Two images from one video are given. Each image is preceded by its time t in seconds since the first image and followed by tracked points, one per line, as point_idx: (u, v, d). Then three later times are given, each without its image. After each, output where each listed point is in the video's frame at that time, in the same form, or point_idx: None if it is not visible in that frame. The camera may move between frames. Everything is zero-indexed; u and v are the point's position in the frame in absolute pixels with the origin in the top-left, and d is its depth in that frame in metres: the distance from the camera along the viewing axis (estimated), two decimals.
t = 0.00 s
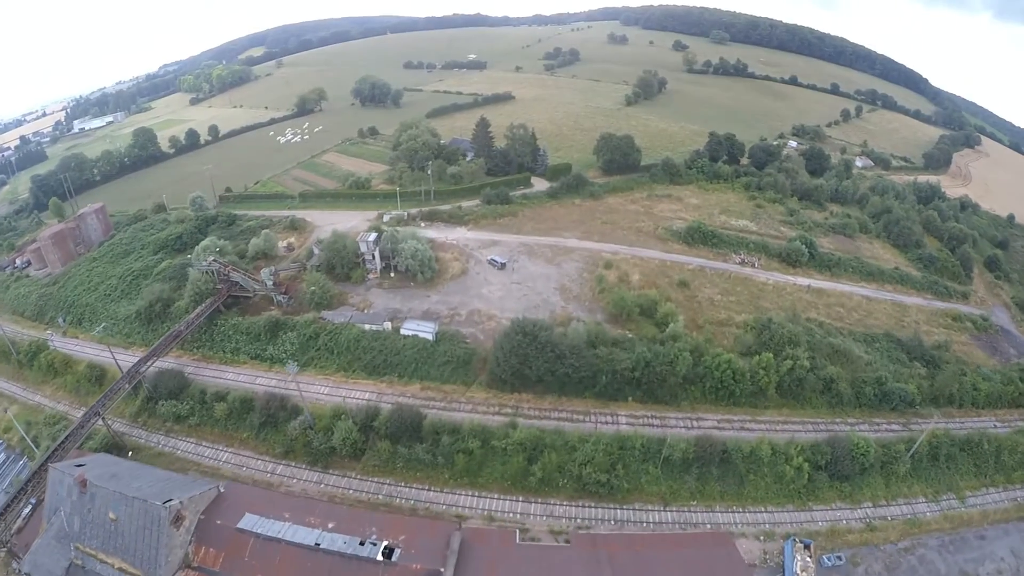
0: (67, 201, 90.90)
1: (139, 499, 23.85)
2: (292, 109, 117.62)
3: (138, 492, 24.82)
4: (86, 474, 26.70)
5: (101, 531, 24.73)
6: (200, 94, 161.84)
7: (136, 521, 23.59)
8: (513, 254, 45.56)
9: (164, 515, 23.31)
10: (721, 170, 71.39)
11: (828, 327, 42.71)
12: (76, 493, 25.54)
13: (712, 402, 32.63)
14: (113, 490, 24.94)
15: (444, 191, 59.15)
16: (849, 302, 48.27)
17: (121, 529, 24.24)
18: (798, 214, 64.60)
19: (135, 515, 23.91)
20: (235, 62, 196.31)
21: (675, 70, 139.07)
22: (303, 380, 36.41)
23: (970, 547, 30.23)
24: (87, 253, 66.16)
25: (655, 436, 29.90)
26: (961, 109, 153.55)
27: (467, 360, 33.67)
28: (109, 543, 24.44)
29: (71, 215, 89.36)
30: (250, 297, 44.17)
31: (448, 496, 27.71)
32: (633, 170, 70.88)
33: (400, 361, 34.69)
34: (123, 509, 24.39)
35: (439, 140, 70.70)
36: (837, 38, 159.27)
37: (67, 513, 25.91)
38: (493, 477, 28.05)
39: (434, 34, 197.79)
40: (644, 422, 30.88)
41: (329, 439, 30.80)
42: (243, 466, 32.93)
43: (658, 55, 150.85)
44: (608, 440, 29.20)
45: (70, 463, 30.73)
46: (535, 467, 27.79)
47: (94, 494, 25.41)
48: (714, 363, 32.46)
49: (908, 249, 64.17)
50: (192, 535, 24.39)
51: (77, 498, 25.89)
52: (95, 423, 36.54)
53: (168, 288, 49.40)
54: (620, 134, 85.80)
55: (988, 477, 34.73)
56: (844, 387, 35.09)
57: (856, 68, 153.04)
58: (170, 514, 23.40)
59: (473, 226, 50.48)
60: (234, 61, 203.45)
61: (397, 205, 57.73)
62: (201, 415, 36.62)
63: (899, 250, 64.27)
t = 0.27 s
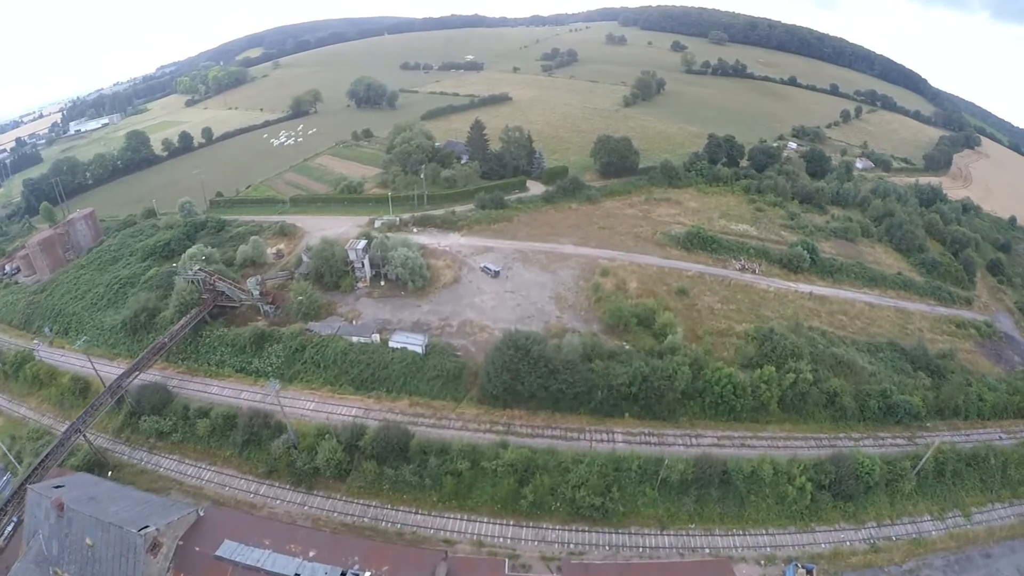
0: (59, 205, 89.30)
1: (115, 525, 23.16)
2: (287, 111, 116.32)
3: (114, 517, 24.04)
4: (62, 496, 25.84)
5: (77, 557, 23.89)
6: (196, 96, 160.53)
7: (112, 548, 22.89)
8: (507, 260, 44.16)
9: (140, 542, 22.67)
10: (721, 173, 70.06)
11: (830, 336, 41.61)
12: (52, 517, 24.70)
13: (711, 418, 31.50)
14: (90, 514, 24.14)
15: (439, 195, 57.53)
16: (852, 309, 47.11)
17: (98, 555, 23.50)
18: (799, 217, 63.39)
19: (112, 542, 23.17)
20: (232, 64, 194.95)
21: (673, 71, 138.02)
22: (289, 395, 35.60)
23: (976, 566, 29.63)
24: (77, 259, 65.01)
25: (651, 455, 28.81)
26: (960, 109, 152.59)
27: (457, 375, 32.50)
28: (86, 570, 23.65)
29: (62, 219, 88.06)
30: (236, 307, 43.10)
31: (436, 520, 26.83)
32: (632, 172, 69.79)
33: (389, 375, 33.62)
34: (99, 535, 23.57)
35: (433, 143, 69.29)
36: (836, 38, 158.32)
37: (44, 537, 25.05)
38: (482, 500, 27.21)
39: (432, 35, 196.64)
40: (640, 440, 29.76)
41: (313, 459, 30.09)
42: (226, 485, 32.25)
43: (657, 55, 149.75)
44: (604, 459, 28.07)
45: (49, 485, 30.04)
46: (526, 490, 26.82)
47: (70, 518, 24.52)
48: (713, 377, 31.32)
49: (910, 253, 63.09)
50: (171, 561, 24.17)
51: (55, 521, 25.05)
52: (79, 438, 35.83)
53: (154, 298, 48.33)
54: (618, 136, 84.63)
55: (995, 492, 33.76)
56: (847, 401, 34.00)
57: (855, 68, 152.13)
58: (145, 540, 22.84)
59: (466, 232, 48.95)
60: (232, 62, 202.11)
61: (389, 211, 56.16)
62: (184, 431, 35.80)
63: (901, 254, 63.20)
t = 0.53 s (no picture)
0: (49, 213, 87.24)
1: (91, 555, 24.29)
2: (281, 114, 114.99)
3: (92, 544, 25.14)
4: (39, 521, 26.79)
5: None
6: (190, 99, 159.13)
7: None
8: (500, 269, 42.91)
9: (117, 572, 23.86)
10: (718, 176, 69.00)
11: (832, 346, 40.52)
12: (30, 543, 25.80)
13: (710, 434, 30.39)
14: (66, 541, 25.14)
15: (431, 200, 56.32)
16: (854, 317, 45.96)
17: None
18: (799, 221, 62.34)
19: (88, 570, 24.29)
20: (227, 66, 193.54)
21: (670, 72, 137.06)
22: (275, 411, 34.45)
23: None
24: (65, 267, 63.52)
25: (648, 476, 27.75)
26: (957, 109, 152.00)
27: (447, 392, 31.40)
28: None
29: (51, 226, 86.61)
30: (222, 319, 41.88)
31: (423, 546, 25.93)
32: (628, 176, 68.70)
33: (376, 392, 32.48)
34: (76, 562, 24.64)
35: (427, 146, 68.10)
36: (833, 38, 157.61)
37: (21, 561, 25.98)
38: (471, 524, 26.27)
39: (427, 36, 195.48)
40: (637, 459, 28.64)
41: (296, 481, 29.09)
42: (207, 506, 31.19)
43: (653, 57, 148.73)
44: (598, 481, 27.00)
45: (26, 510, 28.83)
46: (517, 515, 25.80)
47: (48, 544, 25.55)
48: (713, 393, 30.18)
49: (911, 257, 62.09)
50: None
51: (31, 546, 26.01)
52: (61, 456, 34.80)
53: (139, 309, 47.12)
54: (615, 138, 83.59)
55: (1002, 508, 32.96)
56: (851, 415, 32.91)
57: (853, 69, 151.39)
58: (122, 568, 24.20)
59: (459, 239, 47.74)
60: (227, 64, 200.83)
61: (379, 217, 54.71)
62: (167, 449, 34.71)
63: (902, 259, 62.18)
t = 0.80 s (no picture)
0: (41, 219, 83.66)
1: None
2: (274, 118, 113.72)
3: None
4: (15, 549, 25.74)
5: None
6: (184, 102, 157.76)
7: None
8: (492, 279, 41.75)
9: None
10: (716, 180, 67.98)
11: (834, 358, 39.50)
12: (6, 571, 24.14)
13: (709, 454, 29.32)
14: None
15: (423, 207, 55.20)
16: (856, 326, 44.91)
17: None
18: (798, 226, 61.32)
19: None
20: (222, 69, 192.28)
21: (667, 75, 136.23)
22: (259, 429, 33.35)
23: None
24: (52, 276, 62.16)
25: (643, 499, 26.71)
26: (955, 111, 151.42)
27: (435, 410, 30.33)
28: None
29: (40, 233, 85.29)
30: (206, 332, 40.69)
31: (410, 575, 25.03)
32: (625, 181, 67.67)
33: (362, 410, 31.44)
34: None
35: (419, 151, 66.97)
36: (829, 40, 157.01)
37: None
38: (459, 551, 25.37)
39: (423, 39, 194.57)
40: (633, 481, 27.55)
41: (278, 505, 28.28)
42: (188, 529, 30.27)
43: (650, 59, 147.86)
44: (591, 505, 25.97)
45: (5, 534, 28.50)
46: (507, 544, 24.89)
47: None
48: (711, 411, 29.11)
49: (912, 262, 61.15)
50: None
51: None
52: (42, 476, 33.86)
53: (123, 321, 45.89)
54: (611, 142, 82.65)
55: (1009, 525, 32.16)
56: (854, 432, 31.89)
57: (850, 70, 150.76)
58: None
59: (451, 247, 46.57)
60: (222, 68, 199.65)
61: (369, 224, 53.53)
62: (149, 469, 33.66)
63: (902, 264, 61.22)
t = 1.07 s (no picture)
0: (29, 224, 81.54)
1: None
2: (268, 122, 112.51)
3: None
4: None
5: None
6: (179, 106, 156.34)
7: None
8: (485, 289, 40.66)
9: None
10: (714, 186, 67.01)
11: (836, 371, 38.48)
12: None
13: (709, 475, 28.30)
14: None
15: (416, 214, 54.10)
16: (858, 336, 43.91)
17: None
18: (797, 232, 60.37)
19: None
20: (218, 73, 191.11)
21: (664, 78, 135.43)
22: (244, 448, 32.27)
23: None
24: (40, 285, 60.83)
25: (640, 525, 25.71)
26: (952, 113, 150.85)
27: (423, 431, 29.40)
28: None
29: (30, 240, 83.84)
30: (191, 346, 39.51)
31: None
32: (621, 186, 66.68)
33: (348, 430, 30.49)
34: None
35: (413, 156, 65.89)
36: (826, 42, 156.43)
37: None
38: None
39: (419, 42, 193.69)
40: (629, 505, 26.49)
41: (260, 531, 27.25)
42: (172, 554, 29.51)
43: (647, 62, 147.23)
44: (586, 531, 24.95)
45: None
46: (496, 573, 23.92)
47: None
48: (711, 431, 28.13)
49: (913, 268, 60.22)
50: None
51: None
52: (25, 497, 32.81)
53: (108, 334, 44.66)
54: (607, 147, 81.72)
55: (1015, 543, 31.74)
56: (857, 449, 30.96)
57: (847, 73, 150.19)
58: None
59: (443, 256, 45.46)
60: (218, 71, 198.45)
61: (360, 232, 52.46)
62: (131, 490, 32.48)
63: (903, 270, 60.32)
